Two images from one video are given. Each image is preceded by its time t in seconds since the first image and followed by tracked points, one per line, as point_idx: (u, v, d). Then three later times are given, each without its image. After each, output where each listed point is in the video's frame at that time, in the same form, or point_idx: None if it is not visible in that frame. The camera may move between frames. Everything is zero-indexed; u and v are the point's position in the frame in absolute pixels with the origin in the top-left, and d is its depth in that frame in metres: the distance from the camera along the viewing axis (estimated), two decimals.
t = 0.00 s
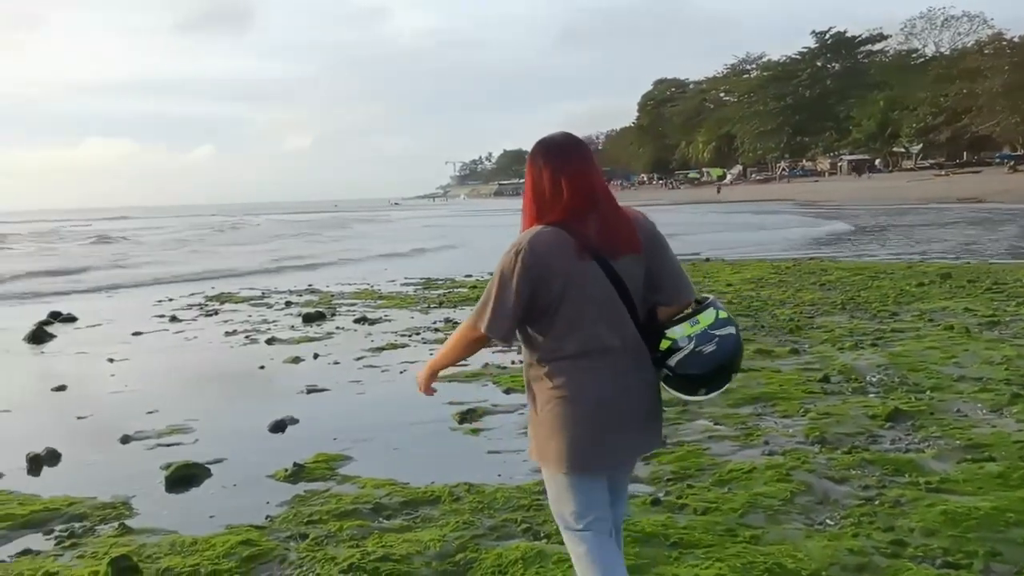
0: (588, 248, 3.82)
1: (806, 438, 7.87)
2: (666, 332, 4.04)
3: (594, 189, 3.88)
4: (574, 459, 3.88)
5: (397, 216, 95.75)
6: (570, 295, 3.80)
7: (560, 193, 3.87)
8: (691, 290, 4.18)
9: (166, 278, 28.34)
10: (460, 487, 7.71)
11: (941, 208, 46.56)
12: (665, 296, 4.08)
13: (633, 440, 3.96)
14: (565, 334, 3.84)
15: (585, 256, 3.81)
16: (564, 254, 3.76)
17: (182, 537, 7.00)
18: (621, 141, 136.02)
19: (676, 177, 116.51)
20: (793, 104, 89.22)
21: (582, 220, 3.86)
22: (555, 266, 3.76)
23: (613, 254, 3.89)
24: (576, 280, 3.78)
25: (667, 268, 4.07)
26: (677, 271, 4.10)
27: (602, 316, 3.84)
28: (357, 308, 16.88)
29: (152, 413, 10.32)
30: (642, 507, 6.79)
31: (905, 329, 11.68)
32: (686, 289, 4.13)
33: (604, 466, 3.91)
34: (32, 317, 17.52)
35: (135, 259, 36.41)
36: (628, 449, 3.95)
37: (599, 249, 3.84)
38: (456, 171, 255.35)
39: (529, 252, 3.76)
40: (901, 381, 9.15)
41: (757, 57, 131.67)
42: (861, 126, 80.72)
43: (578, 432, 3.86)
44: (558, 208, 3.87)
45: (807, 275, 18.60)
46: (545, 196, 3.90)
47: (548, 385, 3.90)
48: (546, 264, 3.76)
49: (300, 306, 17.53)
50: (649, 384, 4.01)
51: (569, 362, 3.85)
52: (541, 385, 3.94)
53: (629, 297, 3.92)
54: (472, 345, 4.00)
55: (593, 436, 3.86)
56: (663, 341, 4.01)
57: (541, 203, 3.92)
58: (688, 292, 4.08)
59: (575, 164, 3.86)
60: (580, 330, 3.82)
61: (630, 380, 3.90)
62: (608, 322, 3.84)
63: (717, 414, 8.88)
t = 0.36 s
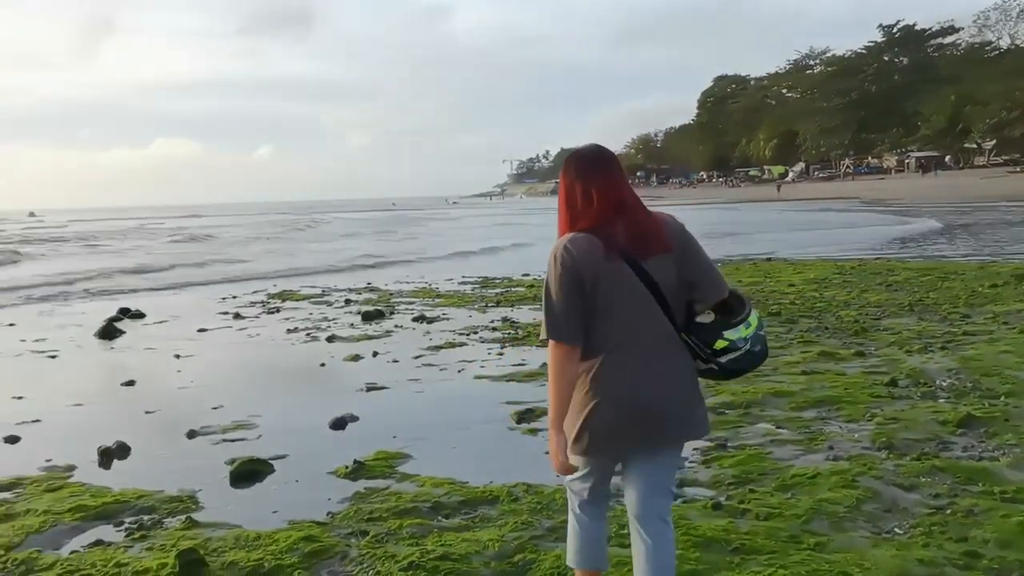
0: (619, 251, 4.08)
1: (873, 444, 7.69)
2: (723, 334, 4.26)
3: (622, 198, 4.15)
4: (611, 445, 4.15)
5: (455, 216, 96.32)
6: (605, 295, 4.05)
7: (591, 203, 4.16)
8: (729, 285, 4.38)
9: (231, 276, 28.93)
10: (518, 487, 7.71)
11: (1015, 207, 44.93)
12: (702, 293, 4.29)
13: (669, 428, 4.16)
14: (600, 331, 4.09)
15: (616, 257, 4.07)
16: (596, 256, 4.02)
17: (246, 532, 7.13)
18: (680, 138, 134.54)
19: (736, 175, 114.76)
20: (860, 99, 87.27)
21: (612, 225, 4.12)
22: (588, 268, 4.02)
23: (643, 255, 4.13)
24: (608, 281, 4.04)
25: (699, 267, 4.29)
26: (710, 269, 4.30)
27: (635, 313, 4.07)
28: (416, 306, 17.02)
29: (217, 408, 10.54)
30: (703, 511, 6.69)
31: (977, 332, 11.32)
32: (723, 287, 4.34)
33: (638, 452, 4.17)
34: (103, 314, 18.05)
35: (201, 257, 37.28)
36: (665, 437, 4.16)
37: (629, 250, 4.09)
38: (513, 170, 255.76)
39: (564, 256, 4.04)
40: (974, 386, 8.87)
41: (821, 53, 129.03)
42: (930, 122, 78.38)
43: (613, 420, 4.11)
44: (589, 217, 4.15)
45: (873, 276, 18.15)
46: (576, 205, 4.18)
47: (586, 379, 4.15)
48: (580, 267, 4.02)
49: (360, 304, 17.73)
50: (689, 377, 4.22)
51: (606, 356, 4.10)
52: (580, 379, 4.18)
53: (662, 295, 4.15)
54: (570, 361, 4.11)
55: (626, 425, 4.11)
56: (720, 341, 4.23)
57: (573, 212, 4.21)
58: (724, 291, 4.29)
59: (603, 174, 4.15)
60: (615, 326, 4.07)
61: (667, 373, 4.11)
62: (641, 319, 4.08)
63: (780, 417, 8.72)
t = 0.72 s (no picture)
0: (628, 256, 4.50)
1: (933, 448, 7.52)
2: (731, 324, 4.72)
3: (631, 206, 4.56)
4: (632, 435, 4.58)
5: (504, 214, 96.24)
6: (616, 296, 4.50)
7: (602, 212, 4.58)
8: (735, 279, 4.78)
9: (282, 275, 29.31)
10: (570, 488, 7.69)
11: None
12: (708, 289, 4.71)
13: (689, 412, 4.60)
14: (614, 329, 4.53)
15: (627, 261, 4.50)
16: (607, 264, 4.47)
17: (301, 528, 7.23)
18: (730, 136, 132.90)
19: (788, 174, 112.88)
20: (917, 95, 85.23)
21: (622, 232, 4.54)
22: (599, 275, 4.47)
23: (652, 258, 4.55)
24: (619, 284, 4.47)
25: (707, 264, 4.71)
26: (714, 266, 4.72)
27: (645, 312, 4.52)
28: (465, 305, 17.09)
29: (270, 405, 10.71)
30: (758, 515, 6.60)
31: None
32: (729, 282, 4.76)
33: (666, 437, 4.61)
34: (159, 312, 18.43)
35: (254, 255, 37.79)
36: (681, 424, 4.60)
37: (638, 255, 4.50)
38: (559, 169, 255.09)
39: (575, 264, 4.47)
40: None
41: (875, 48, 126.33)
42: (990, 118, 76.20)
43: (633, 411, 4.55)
44: (600, 224, 4.57)
45: (932, 277, 17.73)
46: (589, 214, 4.61)
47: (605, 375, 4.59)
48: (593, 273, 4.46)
49: (409, 303, 17.85)
50: (701, 368, 4.64)
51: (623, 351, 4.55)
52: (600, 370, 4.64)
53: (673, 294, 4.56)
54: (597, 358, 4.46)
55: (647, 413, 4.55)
56: (728, 330, 4.70)
57: (586, 220, 4.63)
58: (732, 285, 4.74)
59: (612, 186, 4.56)
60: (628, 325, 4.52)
61: (679, 364, 4.55)
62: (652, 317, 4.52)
63: (836, 420, 8.56)
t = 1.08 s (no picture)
0: (645, 251, 4.80)
1: (980, 452, 7.39)
2: (744, 313, 4.99)
3: (646, 204, 4.84)
4: (655, 419, 4.87)
5: (540, 214, 96.12)
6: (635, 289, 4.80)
7: (618, 212, 4.85)
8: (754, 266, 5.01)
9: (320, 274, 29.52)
10: (608, 488, 7.66)
11: None
12: (724, 279, 4.98)
13: (717, 393, 4.90)
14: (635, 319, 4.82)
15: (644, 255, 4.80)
16: (624, 259, 4.76)
17: (341, 525, 7.29)
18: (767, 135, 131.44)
19: (826, 173, 111.34)
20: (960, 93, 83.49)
21: (638, 230, 4.82)
22: (618, 270, 4.77)
23: (669, 252, 4.83)
24: (636, 275, 4.77)
25: (724, 254, 4.96)
26: (730, 259, 4.96)
27: (664, 302, 4.79)
28: (500, 305, 17.12)
29: (309, 403, 10.81)
30: (800, 518, 6.52)
31: None
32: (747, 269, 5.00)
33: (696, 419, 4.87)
34: (200, 310, 18.69)
35: (292, 255, 38.10)
36: (701, 408, 4.87)
37: (655, 250, 4.80)
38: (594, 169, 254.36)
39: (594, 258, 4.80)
40: None
41: (918, 45, 124.12)
42: None
43: (661, 395, 4.83)
44: (618, 223, 4.84)
45: (977, 278, 17.40)
46: (605, 215, 4.88)
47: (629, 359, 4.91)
48: (612, 269, 4.77)
49: (445, 303, 17.92)
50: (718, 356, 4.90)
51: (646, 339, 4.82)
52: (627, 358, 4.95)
53: (691, 284, 4.85)
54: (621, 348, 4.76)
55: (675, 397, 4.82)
56: (740, 319, 4.98)
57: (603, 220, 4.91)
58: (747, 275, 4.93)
59: (627, 188, 4.83)
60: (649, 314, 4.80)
61: (700, 350, 4.83)
62: (672, 306, 4.78)
63: (879, 423, 8.44)
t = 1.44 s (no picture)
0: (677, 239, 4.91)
1: None
2: (754, 309, 5.03)
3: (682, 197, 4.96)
4: (669, 403, 4.92)
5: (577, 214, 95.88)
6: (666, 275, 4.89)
7: (655, 200, 4.94)
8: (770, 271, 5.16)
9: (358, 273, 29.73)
10: (647, 489, 7.61)
11: None
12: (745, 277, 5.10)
13: (732, 385, 4.95)
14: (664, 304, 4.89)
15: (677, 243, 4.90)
16: (659, 245, 4.84)
17: (380, 521, 7.32)
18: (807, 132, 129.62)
19: (867, 172, 109.59)
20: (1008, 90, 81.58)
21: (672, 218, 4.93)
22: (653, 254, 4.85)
23: (700, 243, 4.96)
24: (672, 262, 4.86)
25: (746, 254, 5.11)
26: (751, 258, 5.11)
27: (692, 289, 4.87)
28: (538, 304, 17.10)
29: (348, 400, 10.89)
30: (844, 521, 6.42)
31: None
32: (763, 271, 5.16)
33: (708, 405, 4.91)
34: (241, 308, 18.92)
35: (331, 253, 38.41)
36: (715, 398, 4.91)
37: (689, 240, 4.92)
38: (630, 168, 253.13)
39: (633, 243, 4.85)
40: None
41: (963, 41, 121.56)
42: None
43: (680, 377, 4.87)
44: (654, 213, 4.94)
45: None
46: (640, 202, 4.96)
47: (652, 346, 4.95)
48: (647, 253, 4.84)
49: (482, 302, 17.95)
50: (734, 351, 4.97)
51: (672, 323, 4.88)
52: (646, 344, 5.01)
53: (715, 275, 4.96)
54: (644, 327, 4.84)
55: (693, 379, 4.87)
56: (749, 314, 4.98)
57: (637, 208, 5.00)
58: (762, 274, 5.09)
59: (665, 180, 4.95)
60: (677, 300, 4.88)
61: (721, 341, 4.90)
62: (699, 293, 4.86)
63: (925, 426, 8.28)
